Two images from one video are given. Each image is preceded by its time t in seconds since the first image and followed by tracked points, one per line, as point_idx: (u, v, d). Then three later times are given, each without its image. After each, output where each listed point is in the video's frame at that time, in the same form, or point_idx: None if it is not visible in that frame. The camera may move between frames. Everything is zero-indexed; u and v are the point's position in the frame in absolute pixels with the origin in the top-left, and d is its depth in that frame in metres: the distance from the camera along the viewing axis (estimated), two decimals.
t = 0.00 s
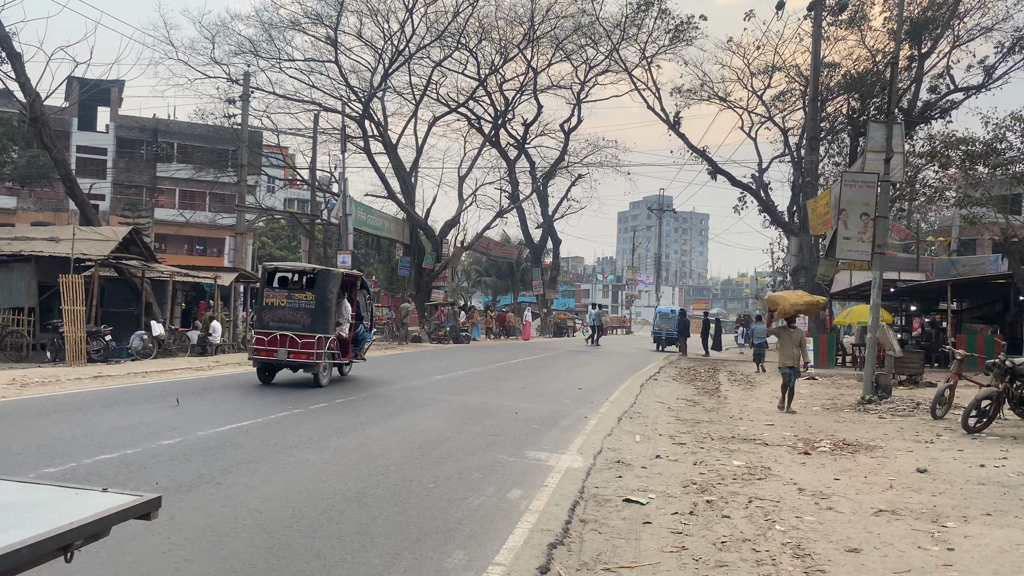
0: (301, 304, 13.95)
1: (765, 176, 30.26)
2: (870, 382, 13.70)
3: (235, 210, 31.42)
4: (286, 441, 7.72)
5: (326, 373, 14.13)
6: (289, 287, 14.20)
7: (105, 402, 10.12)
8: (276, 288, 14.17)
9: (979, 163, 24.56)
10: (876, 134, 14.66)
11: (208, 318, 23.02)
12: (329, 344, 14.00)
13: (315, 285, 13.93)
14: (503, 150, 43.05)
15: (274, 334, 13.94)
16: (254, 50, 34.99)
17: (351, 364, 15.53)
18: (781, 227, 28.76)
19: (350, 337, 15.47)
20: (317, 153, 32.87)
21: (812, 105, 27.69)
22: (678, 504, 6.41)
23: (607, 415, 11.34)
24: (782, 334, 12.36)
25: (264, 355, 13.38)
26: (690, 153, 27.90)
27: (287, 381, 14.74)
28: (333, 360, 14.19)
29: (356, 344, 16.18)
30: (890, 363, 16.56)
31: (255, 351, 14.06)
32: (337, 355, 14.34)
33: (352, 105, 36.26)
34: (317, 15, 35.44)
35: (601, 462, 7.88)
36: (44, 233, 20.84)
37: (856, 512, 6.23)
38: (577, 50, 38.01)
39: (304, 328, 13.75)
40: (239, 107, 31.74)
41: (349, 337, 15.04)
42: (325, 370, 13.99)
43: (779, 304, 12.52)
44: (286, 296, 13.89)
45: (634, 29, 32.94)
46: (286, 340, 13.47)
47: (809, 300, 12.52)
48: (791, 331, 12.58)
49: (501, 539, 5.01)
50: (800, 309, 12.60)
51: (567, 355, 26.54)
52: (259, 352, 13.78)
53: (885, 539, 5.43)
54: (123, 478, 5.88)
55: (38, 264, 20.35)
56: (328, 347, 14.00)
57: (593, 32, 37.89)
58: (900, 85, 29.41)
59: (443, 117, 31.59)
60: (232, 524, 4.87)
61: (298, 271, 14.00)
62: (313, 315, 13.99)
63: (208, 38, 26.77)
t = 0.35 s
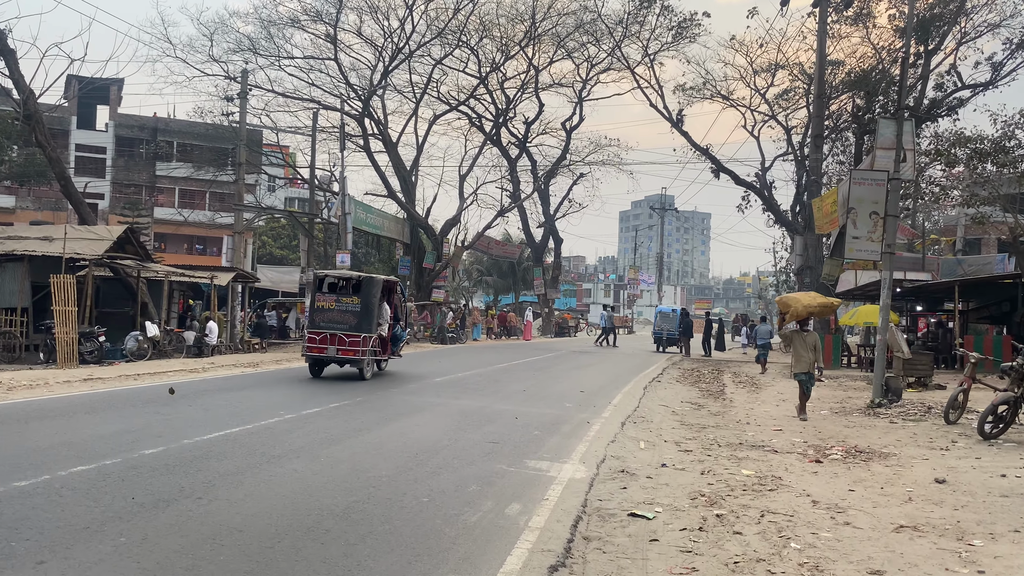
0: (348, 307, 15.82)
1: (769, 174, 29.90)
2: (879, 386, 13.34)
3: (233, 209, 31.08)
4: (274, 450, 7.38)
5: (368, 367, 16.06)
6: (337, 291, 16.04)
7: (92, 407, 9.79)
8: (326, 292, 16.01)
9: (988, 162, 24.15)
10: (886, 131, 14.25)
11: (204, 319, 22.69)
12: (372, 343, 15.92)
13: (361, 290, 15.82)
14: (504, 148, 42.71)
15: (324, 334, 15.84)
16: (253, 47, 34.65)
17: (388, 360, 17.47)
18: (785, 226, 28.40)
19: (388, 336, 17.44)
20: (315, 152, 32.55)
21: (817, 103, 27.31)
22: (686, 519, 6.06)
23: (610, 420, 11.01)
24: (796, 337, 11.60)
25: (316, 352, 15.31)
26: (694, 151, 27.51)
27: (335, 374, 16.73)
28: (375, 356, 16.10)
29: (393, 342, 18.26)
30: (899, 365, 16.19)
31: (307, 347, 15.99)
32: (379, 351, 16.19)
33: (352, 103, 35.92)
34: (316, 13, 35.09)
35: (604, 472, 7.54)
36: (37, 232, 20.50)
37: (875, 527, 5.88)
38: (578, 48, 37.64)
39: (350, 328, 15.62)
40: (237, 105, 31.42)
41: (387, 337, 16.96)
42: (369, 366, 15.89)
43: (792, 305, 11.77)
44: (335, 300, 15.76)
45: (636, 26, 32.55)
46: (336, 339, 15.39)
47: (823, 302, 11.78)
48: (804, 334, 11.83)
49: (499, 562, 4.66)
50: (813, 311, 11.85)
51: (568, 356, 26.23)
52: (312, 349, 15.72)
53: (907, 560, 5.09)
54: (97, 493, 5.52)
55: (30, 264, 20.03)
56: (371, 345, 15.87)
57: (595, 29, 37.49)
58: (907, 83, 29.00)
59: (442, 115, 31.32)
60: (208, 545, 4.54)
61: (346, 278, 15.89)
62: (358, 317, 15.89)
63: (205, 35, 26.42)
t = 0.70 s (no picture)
0: (383, 304, 17.25)
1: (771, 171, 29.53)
2: (886, 385, 13.01)
3: (228, 206, 30.71)
4: (255, 453, 7.02)
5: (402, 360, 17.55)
6: (373, 290, 17.47)
7: (72, 406, 9.44)
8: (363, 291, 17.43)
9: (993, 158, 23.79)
10: (892, 123, 13.87)
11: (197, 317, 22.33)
12: (405, 337, 17.33)
13: (396, 290, 17.24)
14: (503, 146, 42.35)
15: (362, 329, 17.28)
16: (249, 43, 34.28)
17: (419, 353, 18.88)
18: (788, 223, 28.03)
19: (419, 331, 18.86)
20: (312, 149, 32.19)
21: (819, 99, 26.93)
22: (688, 526, 5.71)
23: (610, 420, 10.64)
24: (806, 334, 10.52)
25: (356, 347, 16.75)
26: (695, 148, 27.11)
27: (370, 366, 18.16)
28: (408, 350, 17.54)
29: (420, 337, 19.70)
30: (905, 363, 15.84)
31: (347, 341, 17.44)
32: (411, 345, 17.65)
33: (349, 99, 35.55)
34: (313, 8, 34.71)
35: (602, 475, 7.18)
36: (27, 228, 20.14)
37: (889, 535, 5.52)
38: (579, 44, 37.27)
39: (386, 324, 17.07)
40: (233, 101, 31.07)
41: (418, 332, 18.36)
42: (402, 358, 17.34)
43: (803, 298, 10.58)
44: (372, 299, 17.12)
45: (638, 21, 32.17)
46: (373, 334, 16.82)
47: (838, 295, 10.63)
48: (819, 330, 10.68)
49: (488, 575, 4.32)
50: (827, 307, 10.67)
51: (568, 355, 25.88)
52: (351, 343, 17.16)
53: (925, 571, 4.73)
54: (59, 498, 5.16)
55: (19, 260, 19.68)
56: (405, 340, 17.35)
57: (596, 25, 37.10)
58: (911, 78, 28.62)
59: (440, 112, 30.99)
60: (172, 557, 4.18)
61: (381, 279, 17.24)
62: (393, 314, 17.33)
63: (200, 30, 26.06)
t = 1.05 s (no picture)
0: (415, 306, 18.96)
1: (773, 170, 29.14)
2: (894, 388, 12.65)
3: (223, 205, 30.34)
4: (237, 463, 6.66)
5: (433, 358, 19.24)
6: (406, 293, 19.16)
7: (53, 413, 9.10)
8: (396, 295, 19.12)
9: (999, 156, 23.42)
10: (901, 120, 13.48)
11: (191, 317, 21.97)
12: (435, 337, 19.04)
13: (426, 294, 18.90)
14: (502, 145, 42.01)
15: (396, 329, 19.04)
16: (246, 41, 33.91)
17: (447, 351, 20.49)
18: (790, 223, 27.67)
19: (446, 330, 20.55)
20: (309, 147, 31.78)
21: (823, 97, 26.56)
22: (695, 544, 5.36)
23: (610, 425, 10.29)
24: (825, 335, 9.86)
25: (391, 345, 18.57)
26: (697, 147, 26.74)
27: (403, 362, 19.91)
28: (438, 349, 19.24)
29: (449, 337, 21.28)
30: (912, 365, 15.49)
31: (382, 339, 19.27)
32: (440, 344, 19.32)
33: (346, 98, 35.18)
34: (311, 5, 34.35)
35: (603, 486, 6.82)
36: (19, 228, 19.77)
37: (909, 555, 5.16)
38: (579, 42, 36.92)
39: (418, 324, 18.81)
40: (228, 99, 30.69)
41: (445, 331, 20.09)
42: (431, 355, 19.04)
43: (821, 298, 9.91)
44: (405, 302, 18.91)
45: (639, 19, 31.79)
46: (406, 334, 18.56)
47: (857, 294, 10.01)
48: (835, 335, 9.89)
49: None
50: (846, 306, 10.03)
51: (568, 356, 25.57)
52: (386, 341, 18.97)
53: None
54: (19, 517, 4.78)
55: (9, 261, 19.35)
56: (435, 339, 19.07)
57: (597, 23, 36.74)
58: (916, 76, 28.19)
59: (438, 111, 30.67)
60: None
61: (413, 283, 18.94)
62: (423, 315, 19.03)
63: (195, 28, 25.70)
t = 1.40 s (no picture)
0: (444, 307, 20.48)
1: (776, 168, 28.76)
2: (906, 390, 12.28)
3: (219, 204, 29.93)
4: (224, 471, 6.30)
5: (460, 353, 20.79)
6: (436, 294, 20.65)
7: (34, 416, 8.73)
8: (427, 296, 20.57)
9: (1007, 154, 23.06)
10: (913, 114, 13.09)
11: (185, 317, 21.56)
12: (462, 334, 20.56)
13: (454, 295, 20.36)
14: (502, 144, 41.64)
15: (427, 327, 20.57)
16: (243, 37, 33.51)
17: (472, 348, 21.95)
18: (794, 221, 27.30)
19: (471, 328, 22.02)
20: (305, 145, 31.36)
21: (828, 93, 26.17)
22: (711, 560, 5.00)
23: (615, 429, 9.93)
24: (845, 338, 9.37)
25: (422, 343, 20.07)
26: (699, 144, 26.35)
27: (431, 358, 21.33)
28: (465, 345, 20.77)
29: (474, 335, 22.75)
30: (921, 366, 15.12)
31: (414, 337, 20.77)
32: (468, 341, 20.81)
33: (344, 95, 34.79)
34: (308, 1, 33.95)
35: (610, 496, 6.45)
36: (9, 226, 19.37)
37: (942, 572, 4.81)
38: (579, 40, 36.54)
39: (447, 323, 20.34)
40: (224, 95, 30.29)
41: (470, 329, 21.58)
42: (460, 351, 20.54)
43: (840, 300, 9.45)
44: (434, 302, 20.36)
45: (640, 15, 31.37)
46: (435, 332, 20.07)
47: (878, 295, 9.55)
48: (857, 338, 9.37)
49: None
50: (867, 308, 9.57)
51: (569, 356, 25.18)
52: (417, 338, 20.49)
53: None
54: None
55: None
56: (462, 336, 20.59)
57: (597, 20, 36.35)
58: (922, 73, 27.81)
59: (437, 109, 30.28)
60: None
61: (441, 285, 20.37)
62: (452, 315, 20.51)
63: (190, 23, 25.32)
